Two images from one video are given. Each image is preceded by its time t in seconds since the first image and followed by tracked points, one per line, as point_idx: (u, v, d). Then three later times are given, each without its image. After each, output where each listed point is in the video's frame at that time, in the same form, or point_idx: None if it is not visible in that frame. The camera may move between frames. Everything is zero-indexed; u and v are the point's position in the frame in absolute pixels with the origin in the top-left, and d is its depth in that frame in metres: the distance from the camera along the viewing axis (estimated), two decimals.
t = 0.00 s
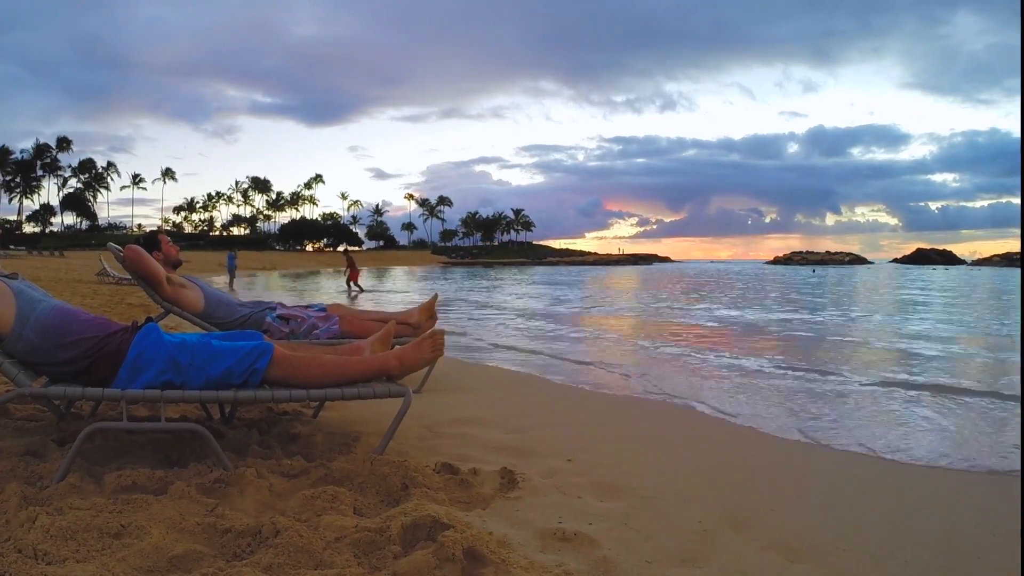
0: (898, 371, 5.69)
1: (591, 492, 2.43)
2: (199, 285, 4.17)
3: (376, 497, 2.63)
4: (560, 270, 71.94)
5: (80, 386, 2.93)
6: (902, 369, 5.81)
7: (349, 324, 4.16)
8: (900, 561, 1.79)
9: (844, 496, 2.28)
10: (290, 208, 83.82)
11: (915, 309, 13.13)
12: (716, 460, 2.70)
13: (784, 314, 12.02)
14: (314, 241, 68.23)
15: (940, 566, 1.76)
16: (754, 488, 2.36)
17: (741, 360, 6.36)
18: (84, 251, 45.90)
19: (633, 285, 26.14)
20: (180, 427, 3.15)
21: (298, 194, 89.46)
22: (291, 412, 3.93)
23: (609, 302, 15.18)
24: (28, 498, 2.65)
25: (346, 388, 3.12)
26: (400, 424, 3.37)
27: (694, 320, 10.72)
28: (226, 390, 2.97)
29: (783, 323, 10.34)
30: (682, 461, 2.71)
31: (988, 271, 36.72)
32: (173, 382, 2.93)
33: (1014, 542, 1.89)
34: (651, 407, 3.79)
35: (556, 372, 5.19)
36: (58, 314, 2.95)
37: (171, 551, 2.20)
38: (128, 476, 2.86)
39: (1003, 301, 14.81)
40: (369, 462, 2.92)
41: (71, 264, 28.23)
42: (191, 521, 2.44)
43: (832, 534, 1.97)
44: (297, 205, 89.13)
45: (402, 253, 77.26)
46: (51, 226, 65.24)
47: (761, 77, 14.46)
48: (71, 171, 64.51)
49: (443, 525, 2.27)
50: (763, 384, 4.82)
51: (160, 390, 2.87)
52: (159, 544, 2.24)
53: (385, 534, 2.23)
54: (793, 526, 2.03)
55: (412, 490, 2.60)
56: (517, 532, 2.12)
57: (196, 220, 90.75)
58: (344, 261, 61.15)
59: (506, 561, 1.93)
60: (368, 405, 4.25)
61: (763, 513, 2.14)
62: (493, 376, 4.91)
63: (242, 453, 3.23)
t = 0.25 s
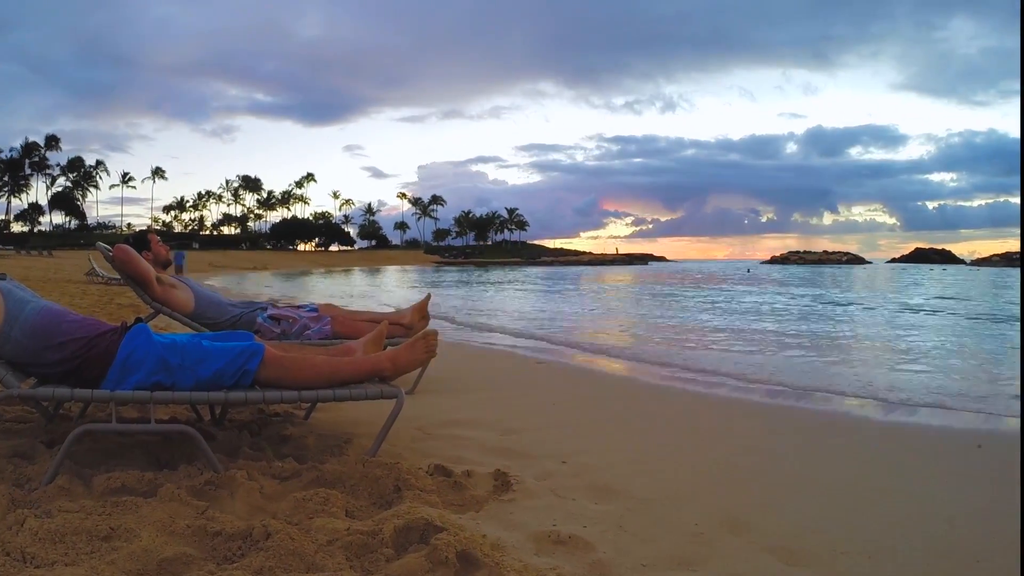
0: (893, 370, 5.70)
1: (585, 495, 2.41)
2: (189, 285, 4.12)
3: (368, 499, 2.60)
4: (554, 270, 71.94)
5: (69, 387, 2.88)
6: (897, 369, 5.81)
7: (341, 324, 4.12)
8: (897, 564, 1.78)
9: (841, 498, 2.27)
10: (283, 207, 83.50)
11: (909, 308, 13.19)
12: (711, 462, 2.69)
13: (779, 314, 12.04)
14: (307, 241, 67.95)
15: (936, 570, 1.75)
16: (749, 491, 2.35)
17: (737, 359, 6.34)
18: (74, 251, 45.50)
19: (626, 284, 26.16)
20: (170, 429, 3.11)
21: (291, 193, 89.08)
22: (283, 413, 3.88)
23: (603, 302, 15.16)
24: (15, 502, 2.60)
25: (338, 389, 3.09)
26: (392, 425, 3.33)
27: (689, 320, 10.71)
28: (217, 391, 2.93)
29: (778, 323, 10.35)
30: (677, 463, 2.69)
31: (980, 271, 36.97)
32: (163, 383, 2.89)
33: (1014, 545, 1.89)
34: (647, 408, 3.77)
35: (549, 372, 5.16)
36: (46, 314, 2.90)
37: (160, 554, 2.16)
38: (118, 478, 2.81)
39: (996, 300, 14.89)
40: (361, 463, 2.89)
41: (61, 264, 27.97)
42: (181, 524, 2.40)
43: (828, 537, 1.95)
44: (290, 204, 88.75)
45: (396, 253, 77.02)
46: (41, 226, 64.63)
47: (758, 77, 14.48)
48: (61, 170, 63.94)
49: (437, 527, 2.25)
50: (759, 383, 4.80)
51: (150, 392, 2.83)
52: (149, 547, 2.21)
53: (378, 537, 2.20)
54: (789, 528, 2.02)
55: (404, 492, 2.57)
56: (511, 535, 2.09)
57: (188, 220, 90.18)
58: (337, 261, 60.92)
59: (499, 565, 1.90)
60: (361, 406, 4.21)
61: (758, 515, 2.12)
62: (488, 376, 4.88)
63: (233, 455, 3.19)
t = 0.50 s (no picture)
0: (890, 370, 5.70)
1: (579, 497, 2.38)
2: (179, 285, 4.07)
3: (360, 502, 2.56)
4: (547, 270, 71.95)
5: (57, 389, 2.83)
6: (893, 369, 5.82)
7: (332, 324, 4.09)
8: (894, 568, 1.76)
9: (839, 501, 2.25)
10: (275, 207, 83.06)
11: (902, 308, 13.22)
12: (707, 464, 2.67)
13: (773, 314, 12.06)
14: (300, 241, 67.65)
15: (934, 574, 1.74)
16: (746, 494, 2.33)
17: (732, 360, 6.33)
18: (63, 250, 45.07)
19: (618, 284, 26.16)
20: (160, 431, 3.06)
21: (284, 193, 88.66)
22: (273, 415, 3.85)
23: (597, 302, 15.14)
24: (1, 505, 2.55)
25: (329, 390, 3.04)
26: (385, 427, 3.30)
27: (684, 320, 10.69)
28: (207, 393, 2.88)
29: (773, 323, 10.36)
30: (672, 466, 2.67)
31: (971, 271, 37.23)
32: (152, 385, 2.85)
33: (1013, 549, 1.87)
34: (642, 410, 3.76)
35: (543, 373, 5.14)
36: (34, 314, 2.86)
37: (149, 557, 2.12)
38: (107, 480, 2.77)
39: (988, 300, 14.99)
40: (352, 466, 2.85)
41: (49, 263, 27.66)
42: (170, 527, 2.36)
43: (825, 540, 1.94)
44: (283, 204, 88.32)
45: (389, 253, 76.75)
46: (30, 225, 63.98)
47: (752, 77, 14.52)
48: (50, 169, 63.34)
49: (429, 530, 2.22)
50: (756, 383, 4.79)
51: (139, 393, 2.79)
52: (139, 550, 2.17)
53: (370, 540, 2.17)
54: (785, 532, 2.00)
55: (396, 495, 2.54)
56: (505, 538, 2.07)
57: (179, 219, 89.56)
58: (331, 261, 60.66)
59: (493, 568, 1.87)
60: (352, 407, 4.17)
61: (755, 518, 2.10)
62: (481, 377, 4.85)
63: (224, 457, 3.15)
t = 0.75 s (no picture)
0: (888, 371, 5.71)
1: (574, 500, 2.36)
2: (169, 285, 4.02)
3: (351, 505, 2.53)
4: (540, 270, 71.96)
5: (44, 390, 2.79)
6: (891, 369, 5.83)
7: (324, 325, 4.05)
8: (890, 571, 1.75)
9: (836, 504, 2.24)
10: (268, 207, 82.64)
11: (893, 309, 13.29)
12: (702, 466, 2.65)
13: (768, 314, 12.07)
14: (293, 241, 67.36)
15: None
16: (741, 496, 2.32)
17: (729, 362, 6.32)
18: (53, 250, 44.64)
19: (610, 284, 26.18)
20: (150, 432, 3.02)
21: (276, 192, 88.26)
22: (264, 417, 3.80)
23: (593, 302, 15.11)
24: None
25: (321, 391, 3.01)
26: (377, 429, 3.26)
27: (680, 320, 10.68)
28: (197, 394, 2.84)
29: (769, 323, 10.37)
30: (667, 467, 2.66)
31: (964, 271, 37.49)
32: (142, 386, 2.81)
33: (1013, 554, 1.86)
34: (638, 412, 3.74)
35: (535, 375, 5.12)
36: (22, 314, 2.81)
37: (138, 561, 2.09)
38: (96, 482, 2.73)
39: (981, 300, 15.06)
40: (344, 468, 2.82)
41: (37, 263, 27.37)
42: (160, 530, 2.32)
43: (821, 543, 1.92)
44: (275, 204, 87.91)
45: (381, 252, 76.32)
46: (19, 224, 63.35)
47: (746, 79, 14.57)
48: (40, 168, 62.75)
49: (422, 533, 2.19)
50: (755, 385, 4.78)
51: (128, 394, 2.75)
52: (127, 554, 2.13)
53: (362, 543, 2.14)
54: (782, 534, 1.99)
55: (389, 497, 2.51)
56: (498, 541, 2.04)
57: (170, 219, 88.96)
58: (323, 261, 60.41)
59: (486, 571, 1.85)
60: (344, 409, 4.14)
61: (751, 520, 2.09)
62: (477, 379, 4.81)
63: (214, 460, 3.10)
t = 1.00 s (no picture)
0: (883, 374, 5.72)
1: (569, 502, 2.34)
2: (158, 285, 3.97)
3: (343, 507, 2.50)
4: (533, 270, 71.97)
5: (32, 392, 2.74)
6: (887, 370, 5.84)
7: (315, 325, 4.01)
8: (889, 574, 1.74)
9: (832, 506, 2.23)
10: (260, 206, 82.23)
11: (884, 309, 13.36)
12: (697, 469, 2.64)
13: (763, 315, 12.10)
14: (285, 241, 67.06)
15: None
16: (738, 498, 2.30)
17: (721, 362, 6.32)
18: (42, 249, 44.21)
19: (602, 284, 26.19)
20: (139, 434, 2.98)
21: (269, 192, 87.86)
22: (255, 418, 3.76)
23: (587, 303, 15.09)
24: None
25: (312, 393, 2.97)
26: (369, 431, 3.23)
27: (675, 321, 10.67)
28: (186, 396, 2.80)
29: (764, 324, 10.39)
30: (662, 469, 2.64)
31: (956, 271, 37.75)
32: (131, 387, 2.76)
33: (1013, 557, 1.85)
34: (632, 413, 3.72)
35: (528, 375, 5.10)
36: (10, 315, 2.77)
37: (127, 564, 2.05)
38: (84, 485, 2.68)
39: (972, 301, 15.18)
40: (335, 470, 2.78)
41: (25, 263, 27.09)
42: (150, 533, 2.28)
43: (818, 546, 1.91)
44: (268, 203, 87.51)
45: (374, 252, 76.19)
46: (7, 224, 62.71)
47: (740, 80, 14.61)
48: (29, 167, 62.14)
49: (415, 536, 2.16)
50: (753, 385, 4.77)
51: (117, 396, 2.70)
52: (116, 557, 2.09)
53: (354, 546, 2.11)
54: (779, 537, 1.97)
55: (381, 500, 2.47)
56: (492, 544, 2.01)
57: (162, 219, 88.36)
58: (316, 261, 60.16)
59: (480, 575, 1.82)
60: (336, 410, 4.10)
61: (748, 523, 2.07)
62: (470, 380, 4.78)
63: (204, 462, 3.06)
